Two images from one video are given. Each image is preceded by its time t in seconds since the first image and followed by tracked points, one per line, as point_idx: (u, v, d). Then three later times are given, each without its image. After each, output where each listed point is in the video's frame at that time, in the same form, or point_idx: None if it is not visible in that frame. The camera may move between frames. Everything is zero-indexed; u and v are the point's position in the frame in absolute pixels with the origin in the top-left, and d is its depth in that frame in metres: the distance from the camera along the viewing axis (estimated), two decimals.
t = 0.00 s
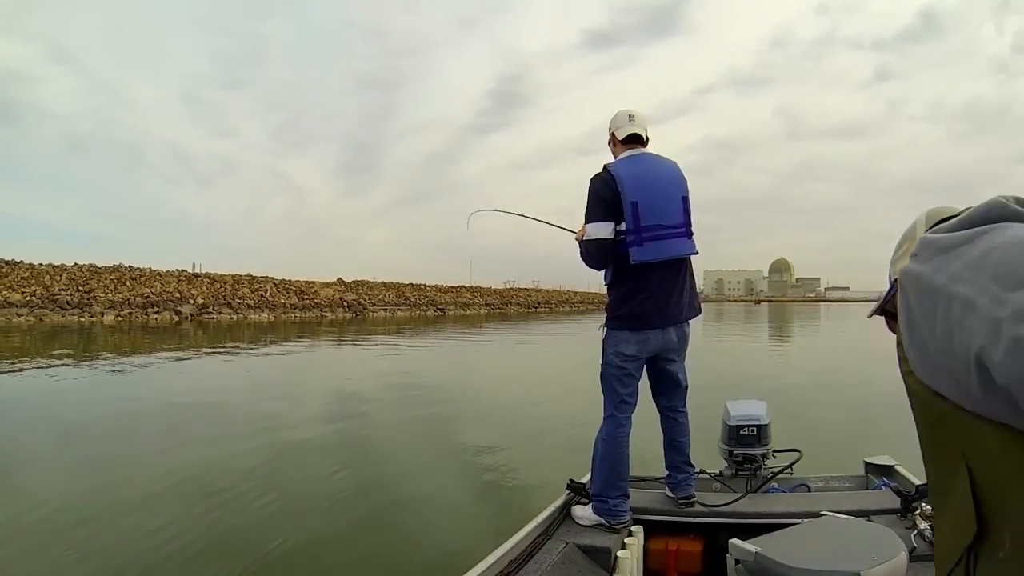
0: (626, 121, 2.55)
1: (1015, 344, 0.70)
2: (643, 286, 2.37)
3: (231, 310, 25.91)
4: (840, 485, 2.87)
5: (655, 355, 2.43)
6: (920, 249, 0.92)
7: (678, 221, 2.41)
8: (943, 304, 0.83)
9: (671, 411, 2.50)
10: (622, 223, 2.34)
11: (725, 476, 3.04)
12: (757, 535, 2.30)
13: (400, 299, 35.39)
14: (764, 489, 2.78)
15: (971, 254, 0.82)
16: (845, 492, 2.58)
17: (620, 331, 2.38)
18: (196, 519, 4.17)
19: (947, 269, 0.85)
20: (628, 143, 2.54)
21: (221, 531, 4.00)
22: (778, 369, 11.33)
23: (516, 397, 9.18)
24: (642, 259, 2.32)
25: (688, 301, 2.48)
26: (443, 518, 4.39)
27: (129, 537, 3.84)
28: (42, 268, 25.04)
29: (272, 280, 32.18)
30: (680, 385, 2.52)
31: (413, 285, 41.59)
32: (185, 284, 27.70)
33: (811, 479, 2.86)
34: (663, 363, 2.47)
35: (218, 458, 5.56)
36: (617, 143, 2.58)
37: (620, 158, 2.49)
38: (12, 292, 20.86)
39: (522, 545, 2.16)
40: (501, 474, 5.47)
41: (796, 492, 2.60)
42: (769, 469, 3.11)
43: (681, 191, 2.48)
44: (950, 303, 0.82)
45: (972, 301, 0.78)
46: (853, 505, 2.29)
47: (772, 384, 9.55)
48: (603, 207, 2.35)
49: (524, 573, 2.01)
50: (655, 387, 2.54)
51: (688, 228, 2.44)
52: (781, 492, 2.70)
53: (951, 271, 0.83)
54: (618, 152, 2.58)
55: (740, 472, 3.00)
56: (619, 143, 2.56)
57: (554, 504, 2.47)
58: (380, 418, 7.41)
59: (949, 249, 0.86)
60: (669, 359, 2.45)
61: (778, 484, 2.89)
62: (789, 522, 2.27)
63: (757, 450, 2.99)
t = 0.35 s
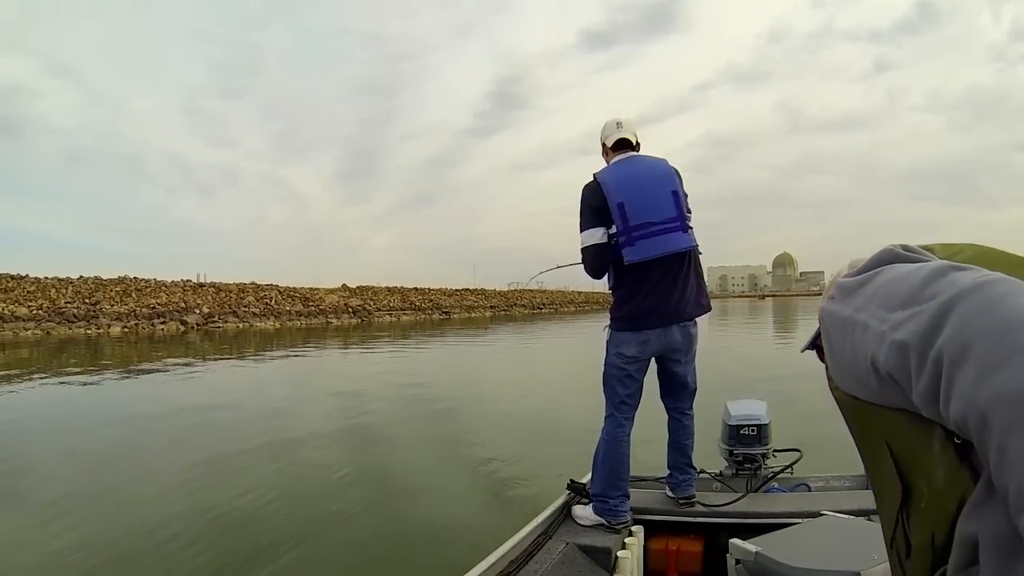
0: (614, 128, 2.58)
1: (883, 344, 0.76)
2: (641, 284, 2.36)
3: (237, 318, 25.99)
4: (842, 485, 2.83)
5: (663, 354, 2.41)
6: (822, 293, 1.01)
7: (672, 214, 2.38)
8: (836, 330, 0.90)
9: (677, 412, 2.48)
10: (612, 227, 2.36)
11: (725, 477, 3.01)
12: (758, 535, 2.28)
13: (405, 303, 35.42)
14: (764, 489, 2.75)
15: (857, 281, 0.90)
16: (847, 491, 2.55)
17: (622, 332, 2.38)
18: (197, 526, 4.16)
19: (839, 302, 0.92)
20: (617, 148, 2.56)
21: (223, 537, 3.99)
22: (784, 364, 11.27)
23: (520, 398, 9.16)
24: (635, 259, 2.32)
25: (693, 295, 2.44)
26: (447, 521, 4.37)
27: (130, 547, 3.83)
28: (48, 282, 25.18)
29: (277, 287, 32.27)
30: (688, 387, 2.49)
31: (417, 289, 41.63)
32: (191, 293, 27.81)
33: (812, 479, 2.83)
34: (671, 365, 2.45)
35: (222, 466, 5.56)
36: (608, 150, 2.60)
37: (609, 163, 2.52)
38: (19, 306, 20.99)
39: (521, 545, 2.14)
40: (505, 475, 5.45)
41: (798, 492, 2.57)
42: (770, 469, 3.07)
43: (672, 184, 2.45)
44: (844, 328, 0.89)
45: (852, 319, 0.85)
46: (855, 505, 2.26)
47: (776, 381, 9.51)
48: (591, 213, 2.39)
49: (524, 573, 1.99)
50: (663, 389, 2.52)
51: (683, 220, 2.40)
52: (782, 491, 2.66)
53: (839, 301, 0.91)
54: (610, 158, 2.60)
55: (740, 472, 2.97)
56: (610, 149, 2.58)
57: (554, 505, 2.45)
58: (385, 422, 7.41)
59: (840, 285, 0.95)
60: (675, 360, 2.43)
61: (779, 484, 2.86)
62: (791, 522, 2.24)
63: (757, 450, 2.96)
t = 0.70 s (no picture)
0: (628, 123, 2.59)
1: (795, 322, 0.96)
2: (646, 284, 2.37)
3: (244, 310, 26.11)
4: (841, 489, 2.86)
5: (664, 354, 2.43)
6: (758, 170, 1.10)
7: (682, 218, 2.40)
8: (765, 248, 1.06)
9: (677, 411, 2.50)
10: (622, 224, 2.38)
11: (726, 476, 3.02)
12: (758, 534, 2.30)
13: (411, 297, 35.47)
14: (764, 488, 2.76)
15: (788, 209, 1.01)
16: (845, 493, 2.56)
17: (626, 331, 2.40)
18: (203, 519, 4.23)
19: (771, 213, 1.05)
20: (630, 144, 2.57)
21: (227, 531, 4.06)
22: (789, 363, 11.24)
23: (525, 393, 9.20)
24: (642, 259, 2.34)
25: (696, 301, 2.46)
26: (448, 515, 4.42)
27: (137, 540, 3.91)
28: (56, 273, 25.34)
29: (283, 280, 32.38)
30: (687, 386, 2.51)
31: (423, 283, 41.68)
32: (197, 285, 27.94)
33: (812, 479, 2.84)
34: (670, 364, 2.46)
35: (227, 458, 5.63)
36: (621, 145, 2.61)
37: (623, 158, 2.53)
38: (28, 297, 21.15)
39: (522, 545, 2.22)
40: (508, 471, 5.48)
41: (796, 492, 2.59)
42: (770, 468, 3.09)
43: (683, 189, 2.47)
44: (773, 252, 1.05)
45: (777, 261, 1.02)
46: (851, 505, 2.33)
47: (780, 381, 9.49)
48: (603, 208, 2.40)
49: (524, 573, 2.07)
50: (663, 388, 2.54)
51: (691, 224, 2.42)
52: (781, 491, 2.68)
53: (769, 222, 1.04)
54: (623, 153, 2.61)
55: (740, 471, 2.98)
56: (623, 144, 2.59)
57: (554, 504, 2.52)
58: (389, 416, 7.46)
59: (772, 188, 1.05)
60: (675, 360, 2.45)
61: (779, 483, 2.87)
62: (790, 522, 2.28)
63: (757, 449, 2.98)
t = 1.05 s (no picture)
0: (643, 117, 2.61)
1: (783, 329, 1.02)
2: (645, 286, 2.41)
3: (249, 291, 26.22)
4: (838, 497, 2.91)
5: (659, 356, 2.46)
6: (767, 141, 1.05)
7: (685, 223, 2.42)
8: (754, 235, 1.08)
9: (674, 411, 2.53)
10: (626, 223, 2.40)
11: (725, 476, 3.07)
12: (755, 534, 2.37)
13: (415, 284, 35.52)
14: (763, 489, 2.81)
15: (792, 209, 1.01)
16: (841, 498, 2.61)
17: (623, 330, 2.44)
18: (207, 500, 4.32)
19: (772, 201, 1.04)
20: (643, 139, 2.58)
21: (231, 512, 4.15)
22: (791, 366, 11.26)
23: (526, 384, 9.26)
24: (643, 260, 2.36)
25: (693, 306, 2.50)
26: (446, 504, 4.48)
27: (143, 517, 4.01)
28: (63, 248, 25.46)
29: (289, 263, 32.47)
30: (684, 386, 2.54)
31: (428, 271, 41.75)
32: (203, 265, 28.05)
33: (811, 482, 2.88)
34: (667, 364, 2.50)
35: (232, 440, 5.70)
36: (634, 139, 2.63)
37: (634, 154, 2.55)
38: (35, 271, 21.29)
39: (523, 545, 2.31)
40: (507, 460, 5.54)
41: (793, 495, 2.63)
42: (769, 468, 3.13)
43: (691, 192, 2.50)
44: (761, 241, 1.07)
45: (768, 259, 1.04)
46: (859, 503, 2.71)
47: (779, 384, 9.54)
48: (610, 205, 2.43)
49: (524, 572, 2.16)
50: (661, 388, 2.57)
51: (694, 230, 2.45)
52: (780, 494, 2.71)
53: (769, 216, 1.03)
54: (635, 148, 2.63)
55: (739, 471, 3.03)
56: (635, 138, 2.61)
57: (555, 504, 2.59)
58: (392, 402, 7.53)
59: (780, 173, 1.03)
60: (672, 361, 2.48)
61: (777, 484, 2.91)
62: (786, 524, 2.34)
63: (757, 450, 3.02)
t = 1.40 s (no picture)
0: (639, 115, 2.61)
1: (772, 310, 1.15)
2: (640, 286, 2.43)
3: (253, 290, 26.29)
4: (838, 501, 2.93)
5: (653, 355, 2.47)
6: (742, 181, 1.20)
7: (681, 224, 2.43)
8: (739, 247, 1.20)
9: (671, 411, 2.54)
10: (622, 224, 2.42)
11: (726, 476, 3.07)
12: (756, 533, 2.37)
13: (418, 283, 35.55)
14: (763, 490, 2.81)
15: (766, 219, 1.16)
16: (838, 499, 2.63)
17: (618, 331, 2.46)
18: (209, 493, 4.36)
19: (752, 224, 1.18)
20: (639, 138, 2.59)
21: (233, 506, 4.19)
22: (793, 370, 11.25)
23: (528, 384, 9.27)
24: (637, 262, 2.38)
25: (689, 306, 2.50)
26: (446, 502, 4.50)
27: (146, 509, 4.04)
28: (67, 245, 25.55)
29: (292, 262, 32.53)
30: (681, 386, 2.55)
31: (432, 270, 41.77)
32: (207, 263, 28.12)
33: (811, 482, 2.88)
34: (662, 364, 2.50)
35: (235, 436, 5.73)
36: (630, 137, 2.63)
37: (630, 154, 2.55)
38: (40, 268, 21.37)
39: (522, 545, 2.32)
40: (508, 460, 5.56)
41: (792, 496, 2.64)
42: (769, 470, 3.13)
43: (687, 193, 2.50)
44: (745, 252, 1.20)
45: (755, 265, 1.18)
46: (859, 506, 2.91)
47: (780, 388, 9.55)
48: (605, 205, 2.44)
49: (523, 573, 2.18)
50: (657, 388, 2.58)
51: (690, 231, 2.46)
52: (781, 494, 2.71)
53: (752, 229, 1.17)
54: (632, 146, 2.63)
55: (740, 472, 3.03)
56: (632, 137, 2.62)
57: (555, 504, 2.60)
58: (393, 401, 7.55)
59: (756, 200, 1.18)
60: (668, 360, 2.48)
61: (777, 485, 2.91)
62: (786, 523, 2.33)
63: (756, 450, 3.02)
